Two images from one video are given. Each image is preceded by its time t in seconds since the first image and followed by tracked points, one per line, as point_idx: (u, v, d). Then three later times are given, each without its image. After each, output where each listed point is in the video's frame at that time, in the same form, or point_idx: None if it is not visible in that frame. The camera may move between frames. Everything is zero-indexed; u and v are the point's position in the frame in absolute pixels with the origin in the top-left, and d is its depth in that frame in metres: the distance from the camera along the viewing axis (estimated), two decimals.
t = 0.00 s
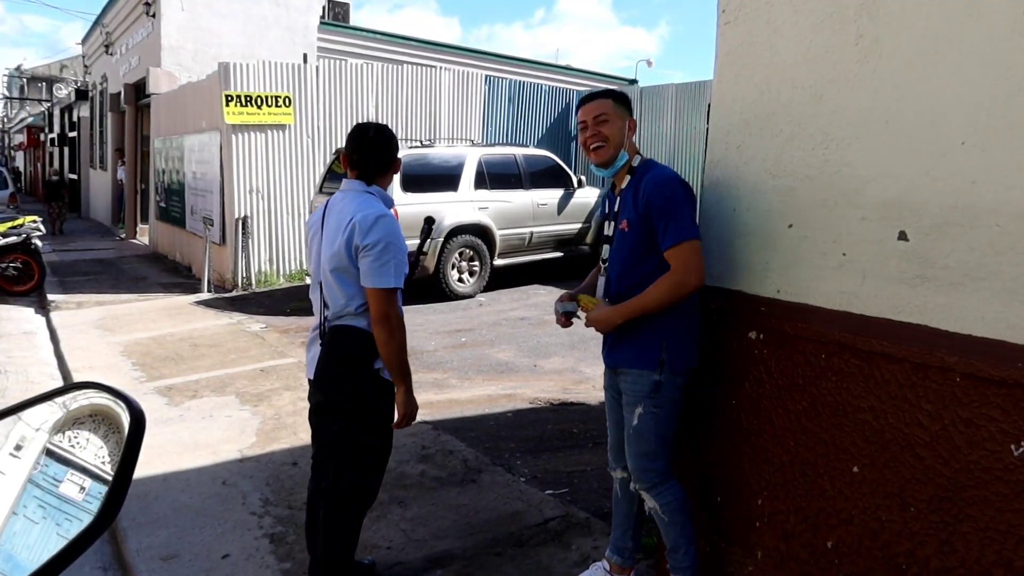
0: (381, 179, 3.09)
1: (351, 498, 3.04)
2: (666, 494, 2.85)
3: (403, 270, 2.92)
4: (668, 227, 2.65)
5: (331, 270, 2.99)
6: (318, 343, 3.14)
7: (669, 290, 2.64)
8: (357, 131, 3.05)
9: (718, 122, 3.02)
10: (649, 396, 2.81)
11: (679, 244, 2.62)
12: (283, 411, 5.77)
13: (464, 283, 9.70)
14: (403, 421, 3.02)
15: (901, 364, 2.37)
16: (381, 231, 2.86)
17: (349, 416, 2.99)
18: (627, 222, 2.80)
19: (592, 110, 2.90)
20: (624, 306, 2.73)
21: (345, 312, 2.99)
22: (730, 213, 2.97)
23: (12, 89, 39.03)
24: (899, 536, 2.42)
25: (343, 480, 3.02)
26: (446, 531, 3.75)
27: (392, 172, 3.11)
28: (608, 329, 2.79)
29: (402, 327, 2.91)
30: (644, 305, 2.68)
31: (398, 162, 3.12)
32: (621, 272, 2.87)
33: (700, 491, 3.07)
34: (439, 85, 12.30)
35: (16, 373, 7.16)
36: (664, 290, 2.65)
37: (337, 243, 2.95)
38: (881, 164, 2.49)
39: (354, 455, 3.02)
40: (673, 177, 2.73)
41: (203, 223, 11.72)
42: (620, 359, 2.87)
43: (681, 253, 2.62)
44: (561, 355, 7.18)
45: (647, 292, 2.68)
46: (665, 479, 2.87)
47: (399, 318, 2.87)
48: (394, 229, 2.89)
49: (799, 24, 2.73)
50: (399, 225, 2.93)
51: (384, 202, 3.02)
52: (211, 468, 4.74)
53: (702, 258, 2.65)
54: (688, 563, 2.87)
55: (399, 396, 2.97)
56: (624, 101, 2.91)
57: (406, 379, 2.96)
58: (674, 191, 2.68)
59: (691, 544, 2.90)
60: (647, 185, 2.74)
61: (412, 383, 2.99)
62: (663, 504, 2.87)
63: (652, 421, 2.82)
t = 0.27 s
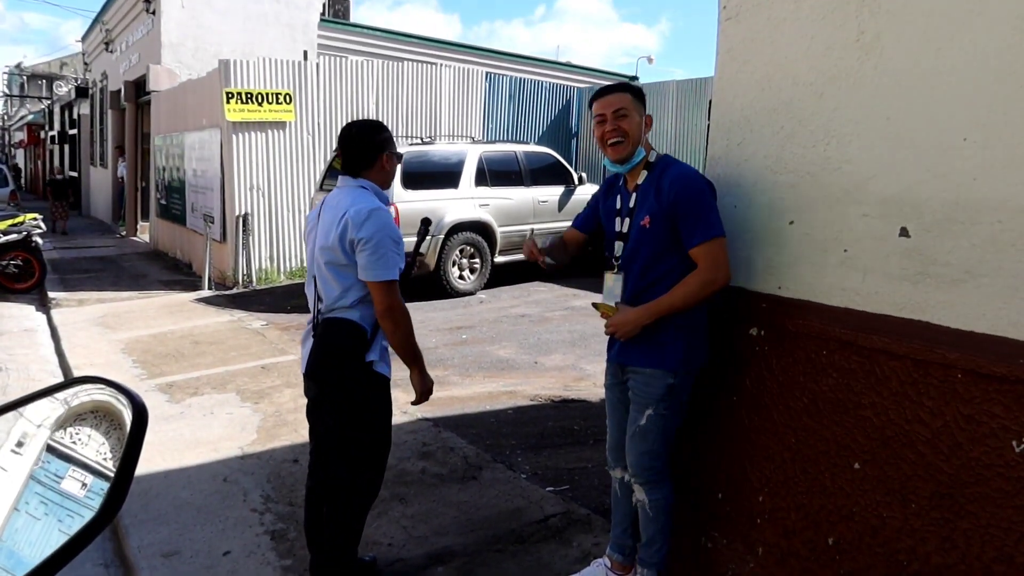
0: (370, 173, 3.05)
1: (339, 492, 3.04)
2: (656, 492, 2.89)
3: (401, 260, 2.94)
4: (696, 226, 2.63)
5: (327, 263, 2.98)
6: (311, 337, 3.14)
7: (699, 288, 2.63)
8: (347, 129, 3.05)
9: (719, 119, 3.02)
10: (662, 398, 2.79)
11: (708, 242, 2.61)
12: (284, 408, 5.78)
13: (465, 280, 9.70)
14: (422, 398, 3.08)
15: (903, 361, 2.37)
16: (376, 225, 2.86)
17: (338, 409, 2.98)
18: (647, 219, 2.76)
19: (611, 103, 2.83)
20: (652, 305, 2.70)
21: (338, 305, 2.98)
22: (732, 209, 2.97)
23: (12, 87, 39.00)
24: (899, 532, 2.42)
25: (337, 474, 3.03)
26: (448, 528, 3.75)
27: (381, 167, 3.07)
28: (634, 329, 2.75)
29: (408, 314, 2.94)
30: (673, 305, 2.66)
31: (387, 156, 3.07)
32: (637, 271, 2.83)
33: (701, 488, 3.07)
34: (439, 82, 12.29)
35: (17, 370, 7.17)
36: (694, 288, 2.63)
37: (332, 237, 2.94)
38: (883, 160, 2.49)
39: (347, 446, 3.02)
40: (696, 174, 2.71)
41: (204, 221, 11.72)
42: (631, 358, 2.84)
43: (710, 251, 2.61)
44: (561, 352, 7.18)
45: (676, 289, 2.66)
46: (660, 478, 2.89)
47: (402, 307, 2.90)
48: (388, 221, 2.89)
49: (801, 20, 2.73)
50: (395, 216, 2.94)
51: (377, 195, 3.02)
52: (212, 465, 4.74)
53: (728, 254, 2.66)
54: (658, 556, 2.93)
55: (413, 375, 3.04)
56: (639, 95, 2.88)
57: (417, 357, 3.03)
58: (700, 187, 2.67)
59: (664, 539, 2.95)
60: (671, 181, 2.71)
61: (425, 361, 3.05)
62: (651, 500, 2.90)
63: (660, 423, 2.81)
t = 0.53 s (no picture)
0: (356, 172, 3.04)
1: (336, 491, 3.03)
2: (663, 493, 2.89)
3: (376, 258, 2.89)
4: (721, 238, 2.62)
5: (309, 260, 3.03)
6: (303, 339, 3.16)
7: (720, 298, 2.62)
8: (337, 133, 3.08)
9: (717, 119, 3.02)
10: (671, 404, 2.77)
11: (730, 253, 2.60)
12: (282, 408, 5.78)
13: (464, 280, 9.71)
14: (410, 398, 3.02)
15: (901, 361, 2.37)
16: (348, 222, 2.83)
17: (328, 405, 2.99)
18: (672, 224, 2.71)
19: (643, 101, 2.73)
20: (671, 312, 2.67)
21: (320, 301, 3.00)
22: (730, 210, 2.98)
23: (10, 86, 38.95)
24: (898, 533, 2.43)
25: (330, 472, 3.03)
26: (447, 528, 3.75)
27: (370, 166, 3.05)
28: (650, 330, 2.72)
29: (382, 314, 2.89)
30: (689, 314, 2.65)
31: (374, 157, 3.05)
32: (653, 273, 2.79)
33: (698, 488, 3.07)
34: (438, 82, 12.30)
35: (15, 370, 7.16)
36: (717, 299, 2.62)
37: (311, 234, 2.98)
38: (881, 161, 2.49)
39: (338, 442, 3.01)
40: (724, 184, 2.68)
41: (203, 220, 11.71)
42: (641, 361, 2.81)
43: (729, 264, 2.61)
44: (560, 352, 7.18)
45: (697, 297, 2.64)
46: (666, 481, 2.89)
47: (374, 306, 2.85)
48: (362, 218, 2.85)
49: (800, 21, 2.73)
50: (371, 213, 2.90)
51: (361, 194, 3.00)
52: (211, 465, 4.74)
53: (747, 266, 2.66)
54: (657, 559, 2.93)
55: (396, 376, 2.96)
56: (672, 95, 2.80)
57: (398, 359, 2.94)
58: (728, 197, 2.65)
59: (668, 541, 2.94)
60: (699, 187, 2.67)
61: (406, 362, 2.97)
62: (656, 501, 2.90)
63: (668, 427, 2.80)
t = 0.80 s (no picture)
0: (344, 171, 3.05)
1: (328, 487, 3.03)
2: (667, 491, 2.89)
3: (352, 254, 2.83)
4: (745, 245, 2.62)
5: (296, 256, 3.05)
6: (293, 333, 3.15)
7: (742, 304, 2.64)
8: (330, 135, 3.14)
9: (716, 117, 3.03)
10: (678, 404, 2.77)
11: (753, 262, 2.62)
12: (279, 405, 5.77)
13: (461, 278, 9.71)
14: (353, 415, 2.93)
15: (898, 361, 2.38)
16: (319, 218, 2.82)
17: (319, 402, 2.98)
18: (695, 226, 2.68)
19: (678, 96, 2.71)
20: (695, 316, 2.66)
21: (307, 298, 3.00)
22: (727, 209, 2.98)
23: (8, 82, 38.88)
24: (893, 532, 2.43)
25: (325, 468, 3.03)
26: (443, 525, 3.76)
27: (345, 162, 3.04)
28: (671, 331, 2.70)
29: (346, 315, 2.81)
30: (711, 317, 2.65)
31: (346, 152, 3.03)
32: (669, 273, 2.76)
33: (694, 486, 3.07)
34: (437, 80, 12.29)
35: (12, 366, 7.15)
36: (742, 305, 2.65)
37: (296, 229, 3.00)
38: (879, 161, 2.50)
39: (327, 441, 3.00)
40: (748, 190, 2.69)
41: (200, 218, 11.70)
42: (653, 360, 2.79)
43: (752, 272, 2.63)
44: (557, 350, 7.19)
45: (720, 303, 2.64)
46: (669, 479, 2.89)
47: (338, 303, 2.77)
48: (340, 212, 2.82)
49: (798, 20, 2.73)
50: (346, 209, 2.85)
51: (348, 191, 2.98)
52: (208, 462, 4.74)
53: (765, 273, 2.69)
54: (657, 556, 2.93)
55: (343, 385, 2.87)
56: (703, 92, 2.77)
57: (349, 367, 2.85)
58: (753, 205, 2.65)
59: (667, 539, 2.94)
60: (728, 192, 2.64)
61: (356, 371, 2.86)
62: (660, 498, 2.90)
63: (675, 427, 2.79)
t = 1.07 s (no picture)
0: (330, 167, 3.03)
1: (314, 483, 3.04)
2: (659, 490, 2.90)
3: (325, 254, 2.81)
4: (747, 248, 2.64)
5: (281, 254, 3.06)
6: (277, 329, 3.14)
7: (740, 306, 2.66)
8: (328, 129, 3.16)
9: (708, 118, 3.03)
10: (673, 404, 2.77)
11: (753, 266, 2.65)
12: (269, 402, 5.76)
13: (452, 276, 9.70)
14: (334, 414, 2.91)
15: (885, 361, 2.39)
16: (291, 218, 2.84)
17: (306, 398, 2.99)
18: (699, 227, 2.68)
19: (684, 95, 2.68)
20: (698, 317, 2.67)
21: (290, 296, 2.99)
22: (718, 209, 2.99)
23: None
24: (880, 532, 2.44)
25: (311, 463, 3.03)
26: (432, 523, 3.75)
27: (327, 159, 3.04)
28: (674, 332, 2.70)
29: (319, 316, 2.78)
30: (713, 318, 2.66)
31: (326, 149, 3.03)
32: (672, 273, 2.75)
33: (683, 486, 3.08)
34: (430, 77, 12.27)
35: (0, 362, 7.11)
36: (742, 307, 2.67)
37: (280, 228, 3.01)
38: (869, 162, 2.50)
39: (313, 438, 3.00)
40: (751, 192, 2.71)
41: (191, 214, 11.66)
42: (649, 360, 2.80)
43: (753, 274, 2.65)
44: (548, 349, 7.19)
45: (720, 304, 2.66)
46: (661, 478, 2.90)
47: (306, 304, 2.75)
48: (313, 212, 2.81)
49: (790, 21, 2.73)
50: (322, 208, 2.84)
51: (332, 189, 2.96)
52: (197, 459, 4.73)
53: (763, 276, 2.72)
54: (646, 554, 2.94)
55: (321, 387, 2.85)
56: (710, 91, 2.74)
57: (326, 370, 2.82)
58: (755, 208, 2.66)
59: (657, 537, 2.95)
60: (734, 195, 2.65)
61: (333, 374, 2.84)
62: (651, 497, 2.91)
63: (669, 426, 2.80)
